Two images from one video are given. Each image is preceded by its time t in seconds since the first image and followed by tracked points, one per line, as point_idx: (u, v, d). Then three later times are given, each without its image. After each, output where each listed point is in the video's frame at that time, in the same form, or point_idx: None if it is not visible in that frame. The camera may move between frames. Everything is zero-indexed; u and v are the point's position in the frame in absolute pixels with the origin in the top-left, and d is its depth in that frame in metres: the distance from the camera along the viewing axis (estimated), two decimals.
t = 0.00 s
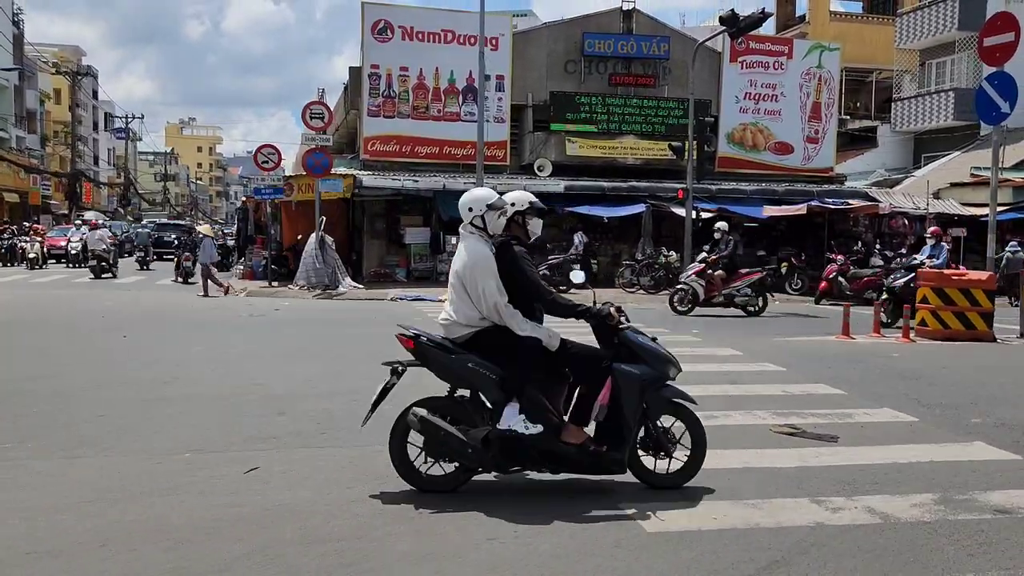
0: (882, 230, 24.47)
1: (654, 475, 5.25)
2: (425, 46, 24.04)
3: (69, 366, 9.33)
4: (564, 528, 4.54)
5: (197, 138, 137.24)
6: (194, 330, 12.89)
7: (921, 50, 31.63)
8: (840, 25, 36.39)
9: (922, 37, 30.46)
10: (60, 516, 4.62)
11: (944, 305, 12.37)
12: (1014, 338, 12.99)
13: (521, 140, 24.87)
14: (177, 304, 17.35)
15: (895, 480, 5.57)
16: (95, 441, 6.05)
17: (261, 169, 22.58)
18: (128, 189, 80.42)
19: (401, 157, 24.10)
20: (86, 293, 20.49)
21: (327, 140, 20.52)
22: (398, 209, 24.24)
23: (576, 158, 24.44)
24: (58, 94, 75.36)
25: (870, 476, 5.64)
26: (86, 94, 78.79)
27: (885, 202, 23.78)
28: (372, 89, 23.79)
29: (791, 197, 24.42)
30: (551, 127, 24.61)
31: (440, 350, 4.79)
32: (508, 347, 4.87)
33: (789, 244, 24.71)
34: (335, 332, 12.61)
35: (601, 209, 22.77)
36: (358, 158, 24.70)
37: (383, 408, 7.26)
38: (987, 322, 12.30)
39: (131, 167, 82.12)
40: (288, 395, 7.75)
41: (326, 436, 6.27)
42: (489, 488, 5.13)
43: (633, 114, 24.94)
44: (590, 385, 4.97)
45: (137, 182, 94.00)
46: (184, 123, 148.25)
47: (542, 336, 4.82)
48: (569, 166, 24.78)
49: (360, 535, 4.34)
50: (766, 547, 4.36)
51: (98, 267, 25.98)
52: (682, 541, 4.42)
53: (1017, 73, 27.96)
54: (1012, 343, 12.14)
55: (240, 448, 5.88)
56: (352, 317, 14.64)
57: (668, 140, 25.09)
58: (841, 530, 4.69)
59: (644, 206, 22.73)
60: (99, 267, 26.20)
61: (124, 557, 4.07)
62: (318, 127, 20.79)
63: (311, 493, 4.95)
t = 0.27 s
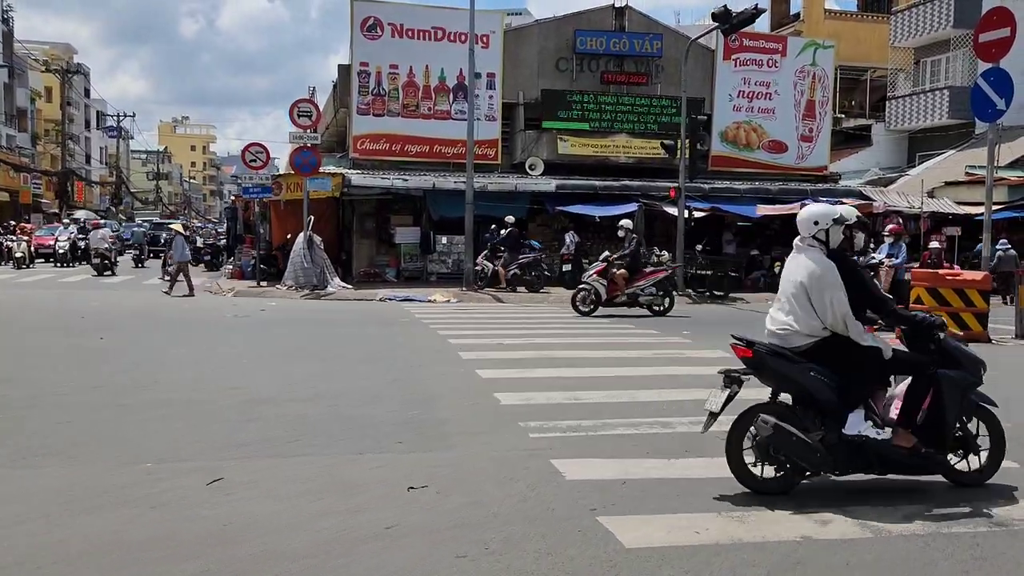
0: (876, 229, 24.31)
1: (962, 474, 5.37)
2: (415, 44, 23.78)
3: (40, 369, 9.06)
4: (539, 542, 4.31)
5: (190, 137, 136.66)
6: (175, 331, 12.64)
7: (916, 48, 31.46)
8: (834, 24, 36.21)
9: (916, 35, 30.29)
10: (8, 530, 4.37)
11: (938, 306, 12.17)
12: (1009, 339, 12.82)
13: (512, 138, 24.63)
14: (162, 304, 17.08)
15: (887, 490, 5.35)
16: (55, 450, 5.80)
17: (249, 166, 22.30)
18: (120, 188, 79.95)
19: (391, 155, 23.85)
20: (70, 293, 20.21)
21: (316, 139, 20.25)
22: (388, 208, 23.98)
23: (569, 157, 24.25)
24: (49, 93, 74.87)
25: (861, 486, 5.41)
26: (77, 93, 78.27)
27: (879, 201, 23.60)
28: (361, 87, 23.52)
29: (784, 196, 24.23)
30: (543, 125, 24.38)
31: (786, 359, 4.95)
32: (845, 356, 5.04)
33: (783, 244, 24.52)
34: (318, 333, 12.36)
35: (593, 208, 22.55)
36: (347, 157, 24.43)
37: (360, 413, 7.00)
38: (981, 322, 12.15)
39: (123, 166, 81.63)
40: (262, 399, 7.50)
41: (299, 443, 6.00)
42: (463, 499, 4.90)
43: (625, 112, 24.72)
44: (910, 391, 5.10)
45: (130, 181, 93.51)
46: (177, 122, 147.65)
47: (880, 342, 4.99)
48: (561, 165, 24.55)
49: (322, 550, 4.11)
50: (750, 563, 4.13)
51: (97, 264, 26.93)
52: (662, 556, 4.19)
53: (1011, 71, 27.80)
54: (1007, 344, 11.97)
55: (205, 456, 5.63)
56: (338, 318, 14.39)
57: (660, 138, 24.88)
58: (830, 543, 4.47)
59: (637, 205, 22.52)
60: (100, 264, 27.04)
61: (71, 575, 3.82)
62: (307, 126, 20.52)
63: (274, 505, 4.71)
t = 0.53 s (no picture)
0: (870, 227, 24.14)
1: None
2: (405, 40, 23.55)
3: (13, 370, 8.83)
4: (512, 552, 4.10)
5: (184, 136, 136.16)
6: (157, 331, 12.40)
7: (910, 46, 31.30)
8: (828, 22, 36.04)
9: (910, 33, 30.13)
10: None
11: (933, 304, 11.99)
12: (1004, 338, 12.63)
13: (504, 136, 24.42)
14: (145, 304, 16.80)
15: (876, 495, 5.14)
16: (15, 453, 5.57)
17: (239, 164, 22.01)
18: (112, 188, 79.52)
19: (381, 153, 23.62)
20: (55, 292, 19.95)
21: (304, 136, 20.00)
22: (379, 207, 23.74)
23: (559, 154, 24.09)
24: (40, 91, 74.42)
25: (851, 492, 5.20)
26: (69, 92, 77.86)
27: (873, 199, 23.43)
28: (351, 84, 23.29)
29: (777, 194, 24.05)
30: (535, 123, 24.18)
31: None
32: None
33: (776, 242, 24.35)
34: (302, 332, 12.14)
35: (585, 206, 22.35)
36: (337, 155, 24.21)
37: (336, 415, 6.78)
38: (976, 321, 11.94)
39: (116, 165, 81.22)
40: (237, 401, 7.28)
41: (268, 447, 5.78)
42: (435, 506, 4.68)
43: (617, 110, 24.53)
44: None
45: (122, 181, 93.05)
46: (172, 121, 147.16)
47: None
48: (553, 163, 24.35)
49: (282, 561, 3.89)
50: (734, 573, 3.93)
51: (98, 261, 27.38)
52: (640, 565, 3.98)
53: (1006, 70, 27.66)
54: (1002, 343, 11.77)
55: (171, 461, 5.41)
56: (323, 318, 14.15)
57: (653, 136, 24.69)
58: (818, 552, 4.26)
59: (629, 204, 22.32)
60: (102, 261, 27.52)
61: None
62: (296, 123, 20.27)
63: (238, 512, 4.49)
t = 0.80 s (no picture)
0: (864, 226, 23.97)
1: None
2: (396, 38, 23.30)
3: None
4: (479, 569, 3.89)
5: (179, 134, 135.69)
6: (139, 332, 12.18)
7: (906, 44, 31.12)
8: (824, 19, 35.85)
9: (906, 31, 29.94)
10: None
11: (926, 305, 11.80)
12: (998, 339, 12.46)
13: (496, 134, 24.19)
14: (129, 304, 16.56)
15: (864, 505, 4.94)
16: None
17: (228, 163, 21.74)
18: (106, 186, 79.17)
19: (371, 151, 23.39)
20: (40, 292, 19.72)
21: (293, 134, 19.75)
22: (370, 205, 23.51)
23: (553, 152, 23.90)
24: (32, 90, 74.10)
25: (837, 502, 5.00)
26: (62, 90, 77.49)
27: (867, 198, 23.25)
28: (341, 82, 23.05)
29: (771, 193, 23.85)
30: (527, 121, 23.97)
31: None
32: None
33: (770, 241, 24.16)
34: (285, 333, 11.94)
35: (577, 205, 22.13)
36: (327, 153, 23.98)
37: (308, 421, 6.56)
38: (970, 322, 11.76)
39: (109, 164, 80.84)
40: (210, 406, 7.06)
41: (234, 456, 5.56)
42: (401, 519, 4.48)
43: (610, 108, 24.32)
44: None
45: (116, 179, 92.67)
46: (167, 120, 146.68)
47: None
48: (545, 162, 24.14)
49: None
50: None
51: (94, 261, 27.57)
52: None
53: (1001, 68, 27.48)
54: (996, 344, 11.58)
55: (132, 470, 5.20)
56: (309, 318, 13.94)
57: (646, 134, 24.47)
58: (800, 567, 4.06)
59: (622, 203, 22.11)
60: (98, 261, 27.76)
61: None
62: (285, 122, 20.02)
63: (194, 527, 4.28)
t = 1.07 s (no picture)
0: (856, 224, 23.82)
1: None
2: (384, 33, 23.08)
3: None
4: None
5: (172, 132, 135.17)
6: (116, 331, 11.97)
7: (899, 41, 30.97)
8: (818, 16, 35.68)
9: (899, 28, 29.79)
10: None
11: (915, 303, 11.63)
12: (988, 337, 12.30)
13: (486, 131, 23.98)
14: (110, 301, 16.35)
15: (844, 509, 4.75)
16: None
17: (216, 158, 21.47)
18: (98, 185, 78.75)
19: (359, 148, 23.17)
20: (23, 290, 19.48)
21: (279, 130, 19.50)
22: (358, 203, 23.30)
23: (543, 149, 23.62)
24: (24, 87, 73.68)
25: (815, 506, 4.81)
26: (54, 88, 77.09)
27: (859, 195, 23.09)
28: (329, 78, 22.82)
29: (762, 190, 23.69)
30: (517, 117, 23.76)
31: None
32: None
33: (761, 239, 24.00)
34: (264, 332, 11.74)
35: (567, 202, 21.94)
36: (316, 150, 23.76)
37: (276, 422, 6.36)
38: (960, 320, 11.59)
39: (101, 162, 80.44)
40: (178, 406, 6.86)
41: (194, 459, 5.36)
42: (359, 526, 4.28)
43: (601, 104, 24.13)
44: None
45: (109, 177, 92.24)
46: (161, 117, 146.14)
47: None
48: (536, 158, 23.94)
49: None
50: None
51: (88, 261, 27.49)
52: None
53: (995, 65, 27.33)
54: (986, 342, 11.42)
55: (85, 475, 4.99)
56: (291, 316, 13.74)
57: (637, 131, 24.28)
58: None
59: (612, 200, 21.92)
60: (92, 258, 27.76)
61: None
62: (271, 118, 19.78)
63: (140, 535, 4.07)
